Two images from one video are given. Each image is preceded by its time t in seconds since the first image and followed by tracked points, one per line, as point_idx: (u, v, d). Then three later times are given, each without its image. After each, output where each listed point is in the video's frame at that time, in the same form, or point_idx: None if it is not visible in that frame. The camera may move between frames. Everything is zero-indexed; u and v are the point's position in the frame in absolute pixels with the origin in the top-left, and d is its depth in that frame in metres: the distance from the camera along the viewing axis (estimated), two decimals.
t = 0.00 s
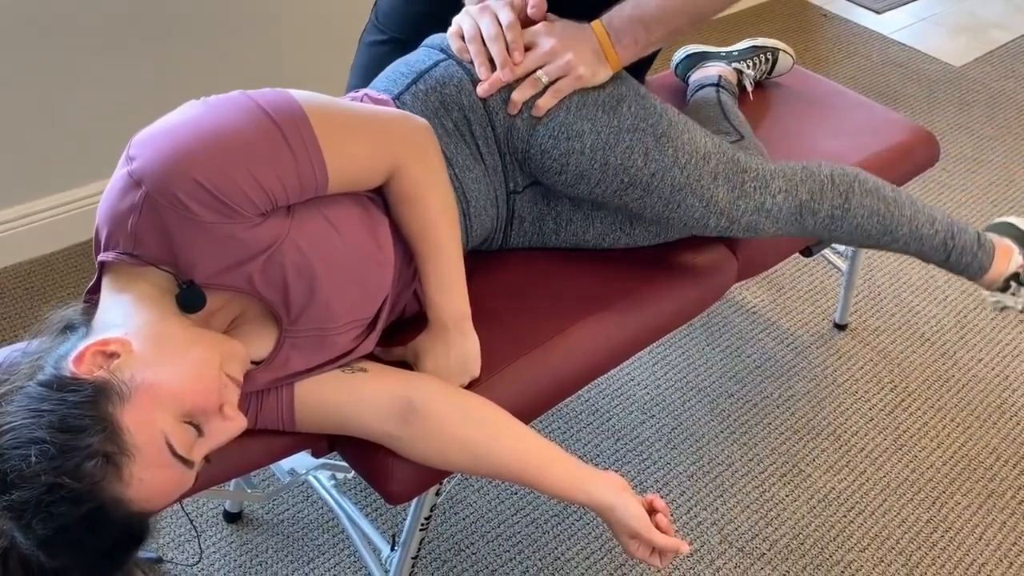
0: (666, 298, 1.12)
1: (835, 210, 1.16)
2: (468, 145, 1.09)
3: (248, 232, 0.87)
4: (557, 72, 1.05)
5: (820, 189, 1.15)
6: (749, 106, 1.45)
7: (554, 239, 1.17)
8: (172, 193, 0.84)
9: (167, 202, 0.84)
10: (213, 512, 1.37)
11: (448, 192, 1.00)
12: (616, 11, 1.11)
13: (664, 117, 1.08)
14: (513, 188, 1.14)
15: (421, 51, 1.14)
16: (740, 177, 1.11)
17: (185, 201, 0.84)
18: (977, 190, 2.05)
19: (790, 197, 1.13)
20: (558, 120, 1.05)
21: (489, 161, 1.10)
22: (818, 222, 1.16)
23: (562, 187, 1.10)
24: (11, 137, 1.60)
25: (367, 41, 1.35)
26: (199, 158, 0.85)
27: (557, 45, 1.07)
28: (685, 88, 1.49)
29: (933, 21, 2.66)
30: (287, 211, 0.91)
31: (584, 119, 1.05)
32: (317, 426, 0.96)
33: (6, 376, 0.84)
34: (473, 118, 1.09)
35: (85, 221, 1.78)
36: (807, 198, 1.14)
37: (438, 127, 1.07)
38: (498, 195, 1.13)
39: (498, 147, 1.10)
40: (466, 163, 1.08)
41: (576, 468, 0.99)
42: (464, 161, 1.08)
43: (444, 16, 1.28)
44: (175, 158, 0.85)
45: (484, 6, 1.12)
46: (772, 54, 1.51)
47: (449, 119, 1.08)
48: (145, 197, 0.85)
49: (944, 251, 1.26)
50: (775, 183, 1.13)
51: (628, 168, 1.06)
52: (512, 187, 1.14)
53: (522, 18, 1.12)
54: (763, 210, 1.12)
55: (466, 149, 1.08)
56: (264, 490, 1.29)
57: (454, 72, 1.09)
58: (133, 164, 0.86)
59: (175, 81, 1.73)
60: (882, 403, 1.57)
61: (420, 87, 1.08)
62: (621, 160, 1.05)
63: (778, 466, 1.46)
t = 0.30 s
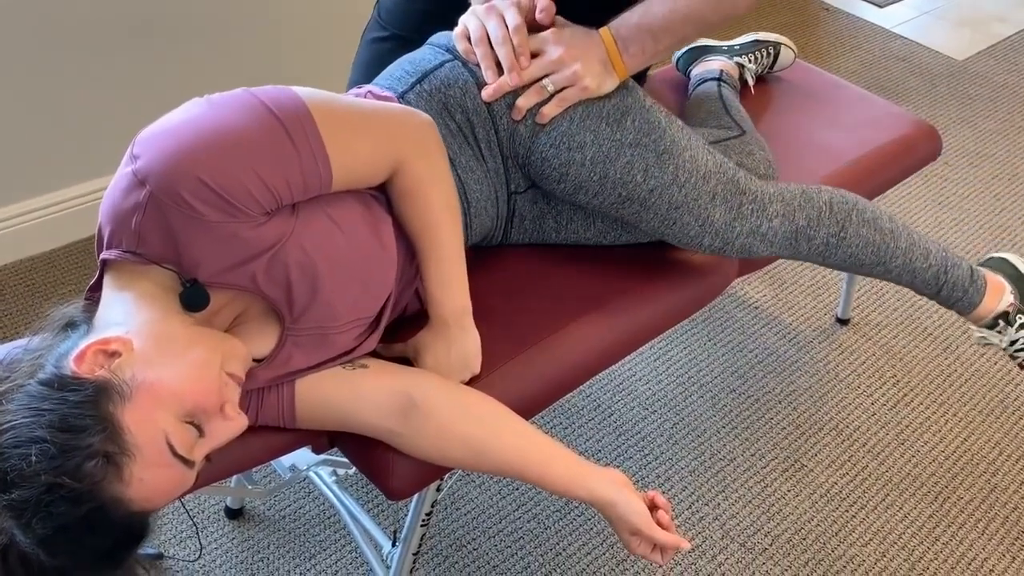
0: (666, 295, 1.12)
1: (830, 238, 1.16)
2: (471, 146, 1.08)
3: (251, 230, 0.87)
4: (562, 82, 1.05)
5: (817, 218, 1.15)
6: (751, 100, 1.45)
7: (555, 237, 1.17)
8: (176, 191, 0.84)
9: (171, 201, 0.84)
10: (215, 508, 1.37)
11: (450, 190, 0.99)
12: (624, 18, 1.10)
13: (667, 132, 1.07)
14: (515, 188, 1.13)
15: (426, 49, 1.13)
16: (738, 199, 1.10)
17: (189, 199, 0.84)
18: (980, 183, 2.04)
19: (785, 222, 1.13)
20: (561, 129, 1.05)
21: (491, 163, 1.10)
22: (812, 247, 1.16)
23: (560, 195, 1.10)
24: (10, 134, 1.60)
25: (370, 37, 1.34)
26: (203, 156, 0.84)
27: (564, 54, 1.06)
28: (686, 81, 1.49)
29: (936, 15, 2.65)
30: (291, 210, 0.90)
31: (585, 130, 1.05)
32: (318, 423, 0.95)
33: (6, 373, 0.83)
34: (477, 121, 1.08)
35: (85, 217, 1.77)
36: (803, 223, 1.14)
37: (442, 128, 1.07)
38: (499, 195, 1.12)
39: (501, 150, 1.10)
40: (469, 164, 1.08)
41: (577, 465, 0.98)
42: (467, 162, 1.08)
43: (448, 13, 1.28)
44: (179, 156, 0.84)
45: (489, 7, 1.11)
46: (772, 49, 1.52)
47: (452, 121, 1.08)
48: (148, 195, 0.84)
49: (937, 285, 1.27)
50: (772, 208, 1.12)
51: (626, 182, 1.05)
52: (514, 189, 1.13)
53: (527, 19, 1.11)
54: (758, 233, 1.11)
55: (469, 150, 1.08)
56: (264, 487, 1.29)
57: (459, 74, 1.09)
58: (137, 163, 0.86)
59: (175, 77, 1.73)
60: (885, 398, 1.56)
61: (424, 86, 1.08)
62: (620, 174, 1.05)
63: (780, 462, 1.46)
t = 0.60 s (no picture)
0: (666, 291, 1.11)
1: (824, 251, 1.15)
2: (473, 141, 1.08)
3: (251, 224, 0.87)
4: (565, 82, 1.05)
5: (811, 230, 1.14)
6: (751, 93, 1.44)
7: (556, 232, 1.16)
8: (175, 185, 0.84)
9: (170, 195, 0.84)
10: (217, 503, 1.37)
11: (451, 186, 0.99)
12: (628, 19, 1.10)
13: (667, 137, 1.07)
14: (516, 184, 1.13)
15: (429, 43, 1.13)
16: (734, 208, 1.09)
17: (188, 193, 0.84)
18: (984, 177, 2.03)
19: (780, 233, 1.12)
20: (561, 129, 1.05)
21: (492, 159, 1.10)
22: (805, 259, 1.15)
23: (559, 195, 1.10)
24: (12, 131, 1.60)
25: (372, 33, 1.34)
26: (203, 150, 0.84)
27: (568, 54, 1.06)
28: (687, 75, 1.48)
29: (940, 9, 2.64)
30: (291, 204, 0.90)
31: (585, 132, 1.04)
32: (319, 417, 0.95)
33: (7, 368, 0.83)
34: (478, 116, 1.08)
35: (88, 213, 1.77)
36: (798, 236, 1.13)
37: (444, 122, 1.07)
38: (500, 191, 1.12)
39: (502, 146, 1.10)
40: (471, 159, 1.08)
41: (579, 457, 0.98)
42: (468, 157, 1.08)
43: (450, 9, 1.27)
44: (178, 150, 0.84)
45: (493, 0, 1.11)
46: (773, 41, 1.50)
47: (454, 116, 1.08)
48: (148, 189, 0.84)
49: (928, 304, 1.25)
50: (768, 217, 1.11)
51: (623, 186, 1.05)
52: (515, 185, 1.13)
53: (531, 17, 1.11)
54: (752, 243, 1.11)
55: (471, 145, 1.08)
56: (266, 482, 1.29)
57: (461, 70, 1.08)
58: (137, 157, 0.86)
59: (176, 74, 1.72)
60: (887, 392, 1.56)
61: (426, 81, 1.08)
62: (617, 177, 1.05)
63: (783, 457, 1.46)
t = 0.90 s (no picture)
0: (665, 290, 1.11)
1: (815, 265, 1.15)
2: (473, 139, 1.08)
3: (252, 221, 0.87)
4: (566, 82, 1.05)
5: (803, 242, 1.13)
6: (751, 90, 1.44)
7: (557, 230, 1.16)
8: (177, 182, 0.84)
9: (171, 192, 0.84)
10: (219, 500, 1.37)
11: (452, 184, 0.99)
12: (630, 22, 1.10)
13: (666, 143, 1.06)
14: (516, 183, 1.13)
15: (430, 40, 1.13)
16: (727, 216, 1.09)
17: (189, 190, 0.84)
18: (985, 175, 2.03)
19: (772, 244, 1.11)
20: (559, 131, 1.05)
21: (492, 158, 1.10)
22: (796, 271, 1.15)
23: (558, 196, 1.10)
24: (13, 128, 1.60)
25: (373, 31, 1.34)
26: (204, 147, 0.85)
27: (569, 54, 1.06)
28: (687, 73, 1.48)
29: (942, 6, 2.64)
30: (292, 201, 0.90)
31: (583, 134, 1.04)
32: (320, 414, 0.95)
33: (11, 364, 0.84)
34: (478, 114, 1.08)
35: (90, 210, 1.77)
36: (790, 248, 1.13)
37: (445, 119, 1.07)
38: (500, 189, 1.12)
39: (501, 144, 1.10)
40: (471, 157, 1.08)
41: (581, 453, 0.98)
42: (469, 154, 1.08)
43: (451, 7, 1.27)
44: (179, 147, 0.84)
45: None
46: (773, 39, 1.50)
47: (455, 113, 1.08)
48: (149, 186, 0.84)
49: (916, 322, 1.26)
50: (761, 228, 1.11)
51: (618, 190, 1.05)
52: (515, 183, 1.13)
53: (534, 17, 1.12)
54: (744, 252, 1.10)
55: (472, 143, 1.08)
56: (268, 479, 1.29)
57: (462, 68, 1.08)
58: (138, 154, 0.86)
59: (177, 72, 1.72)
60: (888, 390, 1.56)
61: (427, 79, 1.08)
62: (613, 181, 1.05)
63: (784, 454, 1.46)
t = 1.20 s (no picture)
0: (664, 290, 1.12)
1: (810, 273, 1.15)
2: (472, 138, 1.08)
3: (253, 218, 0.87)
4: (566, 81, 1.05)
5: (799, 251, 1.13)
6: (751, 90, 1.44)
7: (557, 229, 1.16)
8: (178, 178, 0.84)
9: (172, 188, 0.84)
10: (219, 498, 1.37)
11: (452, 183, 0.99)
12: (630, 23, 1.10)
13: (665, 146, 1.06)
14: (515, 182, 1.13)
15: (430, 39, 1.13)
16: (723, 223, 1.09)
17: (191, 187, 0.84)
18: (985, 175, 2.03)
19: (767, 251, 1.11)
20: (557, 132, 1.05)
21: (491, 157, 1.10)
22: (791, 279, 1.15)
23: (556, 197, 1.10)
24: (13, 126, 1.60)
25: (374, 29, 1.34)
26: (205, 144, 0.85)
27: (570, 54, 1.06)
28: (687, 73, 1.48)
29: (942, 6, 2.64)
30: (293, 198, 0.91)
31: (581, 135, 1.04)
32: (320, 412, 0.95)
33: (11, 361, 0.84)
34: (478, 113, 1.08)
35: (90, 208, 1.77)
36: (785, 256, 1.12)
37: (445, 117, 1.07)
38: (499, 189, 1.12)
39: (501, 143, 1.10)
40: (471, 155, 1.08)
41: (580, 453, 0.99)
42: (468, 152, 1.08)
43: (452, 5, 1.27)
44: (181, 143, 0.85)
45: None
46: (773, 39, 1.51)
47: (455, 112, 1.08)
48: (151, 182, 0.85)
49: (909, 336, 1.26)
50: (757, 235, 1.11)
51: (615, 193, 1.05)
52: (514, 182, 1.13)
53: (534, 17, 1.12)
54: (739, 259, 1.10)
55: (471, 142, 1.08)
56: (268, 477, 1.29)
57: (462, 66, 1.08)
58: (139, 150, 0.86)
59: (176, 70, 1.72)
60: (888, 389, 1.56)
61: (427, 77, 1.08)
62: (610, 183, 1.05)
63: (783, 454, 1.46)
